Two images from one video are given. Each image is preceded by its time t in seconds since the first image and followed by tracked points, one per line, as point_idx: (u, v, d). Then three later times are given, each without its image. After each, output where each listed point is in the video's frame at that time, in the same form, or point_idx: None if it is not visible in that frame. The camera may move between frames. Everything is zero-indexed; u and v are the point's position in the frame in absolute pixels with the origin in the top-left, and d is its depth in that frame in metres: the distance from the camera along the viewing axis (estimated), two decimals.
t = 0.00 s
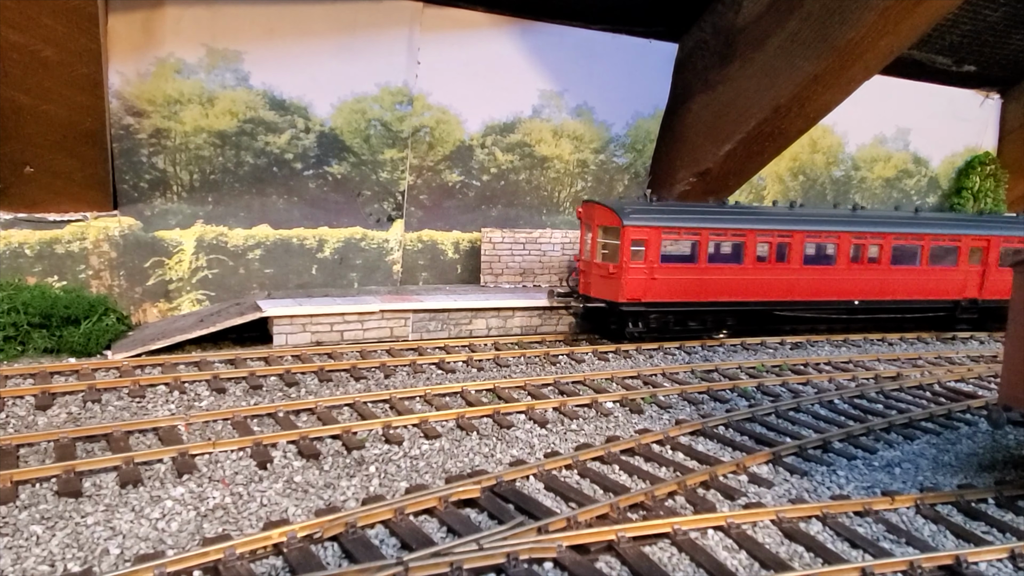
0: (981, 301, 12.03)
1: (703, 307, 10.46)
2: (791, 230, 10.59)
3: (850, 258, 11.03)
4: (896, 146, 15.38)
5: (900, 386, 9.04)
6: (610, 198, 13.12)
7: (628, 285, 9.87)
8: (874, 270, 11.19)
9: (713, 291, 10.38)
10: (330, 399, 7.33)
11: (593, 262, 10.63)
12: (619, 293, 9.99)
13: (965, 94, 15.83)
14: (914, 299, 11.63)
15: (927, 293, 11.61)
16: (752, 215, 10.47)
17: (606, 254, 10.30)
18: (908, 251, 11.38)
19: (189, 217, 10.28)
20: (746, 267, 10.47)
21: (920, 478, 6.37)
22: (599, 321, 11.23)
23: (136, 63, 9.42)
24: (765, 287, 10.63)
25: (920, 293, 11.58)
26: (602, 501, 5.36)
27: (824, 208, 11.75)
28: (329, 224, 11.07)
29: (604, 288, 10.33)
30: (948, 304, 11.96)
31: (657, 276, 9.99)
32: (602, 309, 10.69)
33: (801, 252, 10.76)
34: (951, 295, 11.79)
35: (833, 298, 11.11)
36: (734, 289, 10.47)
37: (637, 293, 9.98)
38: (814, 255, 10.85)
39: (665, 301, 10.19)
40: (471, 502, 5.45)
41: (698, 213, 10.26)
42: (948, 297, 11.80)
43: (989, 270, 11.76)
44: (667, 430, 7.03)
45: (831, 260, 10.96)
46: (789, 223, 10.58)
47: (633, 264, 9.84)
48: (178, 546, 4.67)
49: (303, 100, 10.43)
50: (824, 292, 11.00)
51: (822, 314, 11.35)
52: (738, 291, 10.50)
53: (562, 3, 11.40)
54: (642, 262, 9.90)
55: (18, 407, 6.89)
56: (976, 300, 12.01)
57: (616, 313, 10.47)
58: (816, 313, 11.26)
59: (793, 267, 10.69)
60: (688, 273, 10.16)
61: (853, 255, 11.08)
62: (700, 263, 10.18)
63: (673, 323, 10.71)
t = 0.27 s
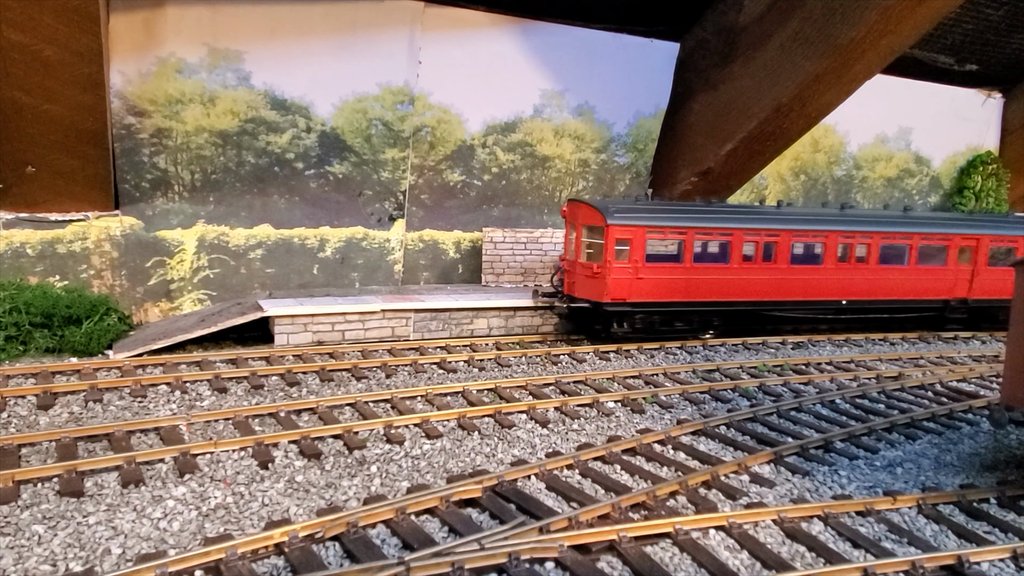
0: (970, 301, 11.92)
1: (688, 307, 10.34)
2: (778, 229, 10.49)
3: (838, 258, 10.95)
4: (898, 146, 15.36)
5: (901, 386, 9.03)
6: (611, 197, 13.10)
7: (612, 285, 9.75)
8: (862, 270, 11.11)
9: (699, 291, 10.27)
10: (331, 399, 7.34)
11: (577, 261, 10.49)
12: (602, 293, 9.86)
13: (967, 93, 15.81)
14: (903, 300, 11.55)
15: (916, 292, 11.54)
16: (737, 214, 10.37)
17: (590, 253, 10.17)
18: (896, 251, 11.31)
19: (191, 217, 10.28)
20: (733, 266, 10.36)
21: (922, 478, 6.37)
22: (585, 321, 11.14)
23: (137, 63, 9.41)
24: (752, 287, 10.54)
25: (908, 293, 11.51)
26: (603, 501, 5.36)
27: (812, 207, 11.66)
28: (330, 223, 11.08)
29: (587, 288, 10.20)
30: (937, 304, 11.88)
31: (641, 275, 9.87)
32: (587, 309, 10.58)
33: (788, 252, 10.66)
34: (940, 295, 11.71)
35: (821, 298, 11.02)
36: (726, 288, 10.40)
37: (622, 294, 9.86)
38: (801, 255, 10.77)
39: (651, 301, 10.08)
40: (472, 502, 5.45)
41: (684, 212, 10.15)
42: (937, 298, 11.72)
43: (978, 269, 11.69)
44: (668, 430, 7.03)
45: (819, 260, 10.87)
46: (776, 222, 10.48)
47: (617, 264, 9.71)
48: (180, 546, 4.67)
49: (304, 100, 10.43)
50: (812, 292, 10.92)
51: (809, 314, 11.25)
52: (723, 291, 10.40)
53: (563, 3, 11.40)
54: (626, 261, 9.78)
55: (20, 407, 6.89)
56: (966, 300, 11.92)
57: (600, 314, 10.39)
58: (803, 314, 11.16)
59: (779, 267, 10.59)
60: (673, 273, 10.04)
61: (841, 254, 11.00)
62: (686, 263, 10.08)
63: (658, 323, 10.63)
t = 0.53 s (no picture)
0: (957, 300, 11.94)
1: (671, 307, 10.22)
2: (762, 228, 10.41)
3: (822, 257, 10.88)
4: (898, 145, 15.35)
5: (902, 386, 9.03)
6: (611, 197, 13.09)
7: (593, 285, 9.61)
8: (847, 269, 11.06)
9: (682, 291, 10.16)
10: (332, 399, 7.34)
11: (558, 261, 10.34)
12: (584, 293, 9.73)
13: (967, 92, 15.80)
14: (887, 299, 11.51)
15: (902, 292, 11.52)
16: (720, 213, 10.27)
17: (571, 252, 10.02)
18: (881, 250, 11.26)
19: (191, 217, 10.27)
20: (716, 266, 10.27)
21: (922, 478, 6.36)
22: (567, 321, 11.02)
23: (137, 62, 9.41)
24: (736, 286, 10.45)
25: (894, 293, 11.49)
26: (602, 501, 5.36)
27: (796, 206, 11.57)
28: (330, 223, 11.08)
29: (568, 288, 10.06)
30: (923, 304, 11.86)
31: (623, 275, 9.73)
32: (568, 309, 10.42)
33: (772, 251, 10.57)
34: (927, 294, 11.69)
35: (806, 298, 10.94)
36: (719, 288, 10.35)
37: (603, 294, 9.72)
38: (785, 254, 10.68)
39: (633, 301, 9.96)
40: (472, 501, 5.45)
41: (667, 211, 10.03)
42: (923, 297, 11.70)
43: (965, 269, 11.71)
44: (668, 430, 7.03)
45: (803, 259, 10.78)
46: (760, 221, 10.39)
47: (598, 263, 9.58)
48: (180, 545, 4.67)
49: (304, 99, 10.43)
50: (799, 292, 10.85)
51: (793, 314, 11.16)
52: (707, 291, 10.30)
53: (563, 2, 11.40)
54: (608, 261, 9.66)
55: (20, 406, 6.89)
56: (953, 299, 11.93)
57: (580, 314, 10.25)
58: (787, 314, 11.07)
59: (763, 267, 10.51)
60: (656, 272, 9.93)
61: (825, 254, 10.93)
62: (669, 263, 9.97)
63: (640, 324, 10.48)
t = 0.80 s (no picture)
0: (944, 300, 11.94)
1: (655, 307, 10.16)
2: (748, 227, 10.36)
3: (808, 256, 10.85)
4: (899, 144, 15.34)
5: (903, 385, 9.01)
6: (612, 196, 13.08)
7: (575, 284, 9.51)
8: (833, 268, 11.03)
9: (666, 290, 10.11)
10: (333, 398, 7.34)
11: (540, 259, 10.18)
12: (566, 292, 9.61)
13: (968, 91, 15.79)
14: (874, 298, 11.48)
15: (888, 291, 11.51)
16: (704, 212, 10.21)
17: (553, 251, 9.87)
18: (868, 249, 11.24)
19: (192, 216, 10.27)
20: (700, 265, 10.22)
21: (923, 477, 6.36)
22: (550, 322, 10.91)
23: (138, 61, 9.40)
24: (722, 286, 10.40)
25: (881, 292, 11.48)
26: (603, 500, 5.35)
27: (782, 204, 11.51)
28: (331, 222, 11.07)
29: (550, 287, 9.93)
30: (910, 304, 11.85)
31: (607, 275, 9.65)
32: (550, 309, 10.28)
33: (757, 250, 10.53)
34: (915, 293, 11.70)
35: (791, 297, 10.90)
36: (714, 287, 10.36)
37: (587, 294, 9.65)
38: (771, 253, 10.64)
39: (617, 301, 9.89)
40: (474, 500, 5.46)
41: (651, 209, 9.96)
42: (911, 296, 11.71)
43: (953, 267, 11.73)
44: (670, 428, 7.03)
45: (789, 259, 10.75)
46: (744, 219, 10.34)
47: (580, 262, 9.47)
48: (181, 544, 4.67)
49: (305, 98, 10.43)
50: (787, 292, 10.84)
51: (778, 314, 11.10)
52: (692, 291, 10.24)
53: (563, 1, 11.38)
54: (590, 260, 9.55)
55: (21, 405, 6.89)
56: (940, 298, 11.94)
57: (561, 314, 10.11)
58: (772, 314, 11.01)
59: (748, 266, 10.47)
60: (640, 272, 9.86)
61: (811, 253, 10.91)
62: (653, 262, 9.91)
63: (623, 323, 10.36)
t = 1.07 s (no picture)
0: (933, 300, 11.87)
1: (639, 308, 10.07)
2: (733, 227, 10.28)
3: (794, 256, 10.78)
4: (900, 144, 15.34)
5: (904, 385, 9.02)
6: (613, 196, 13.07)
7: (559, 286, 9.42)
8: (820, 268, 10.96)
9: (650, 291, 10.03)
10: (334, 399, 7.35)
11: (523, 260, 10.11)
12: (549, 294, 9.53)
13: (969, 91, 15.79)
14: (858, 298, 11.40)
15: (876, 291, 11.46)
16: (688, 212, 10.12)
17: (536, 251, 9.80)
18: (855, 248, 11.18)
19: (194, 217, 10.27)
20: (685, 265, 10.14)
21: (925, 477, 6.36)
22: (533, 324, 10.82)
23: (140, 63, 9.43)
24: (707, 286, 10.35)
25: (867, 292, 11.42)
26: (605, 501, 5.36)
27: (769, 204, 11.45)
28: (332, 223, 11.07)
29: (533, 288, 9.85)
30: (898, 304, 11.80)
31: (589, 275, 9.56)
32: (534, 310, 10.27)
33: (743, 250, 10.45)
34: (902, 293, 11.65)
35: (777, 298, 10.83)
36: (714, 287, 10.37)
37: (569, 294, 9.56)
38: (757, 253, 10.57)
39: (600, 302, 9.79)
40: (475, 501, 5.47)
41: (635, 209, 9.89)
42: (899, 296, 11.65)
43: (941, 267, 11.67)
44: (671, 429, 7.04)
45: (775, 259, 10.67)
46: (730, 219, 10.27)
47: (564, 263, 9.38)
48: (184, 545, 4.69)
49: (306, 99, 10.44)
50: (773, 292, 10.77)
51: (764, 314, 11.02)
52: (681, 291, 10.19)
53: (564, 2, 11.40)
54: (573, 260, 9.45)
55: (23, 406, 6.91)
56: (928, 299, 11.88)
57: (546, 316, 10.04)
58: (758, 314, 10.93)
59: (733, 266, 10.40)
60: (624, 272, 9.77)
61: (798, 253, 10.84)
62: (637, 262, 9.83)
63: (608, 325, 10.28)
